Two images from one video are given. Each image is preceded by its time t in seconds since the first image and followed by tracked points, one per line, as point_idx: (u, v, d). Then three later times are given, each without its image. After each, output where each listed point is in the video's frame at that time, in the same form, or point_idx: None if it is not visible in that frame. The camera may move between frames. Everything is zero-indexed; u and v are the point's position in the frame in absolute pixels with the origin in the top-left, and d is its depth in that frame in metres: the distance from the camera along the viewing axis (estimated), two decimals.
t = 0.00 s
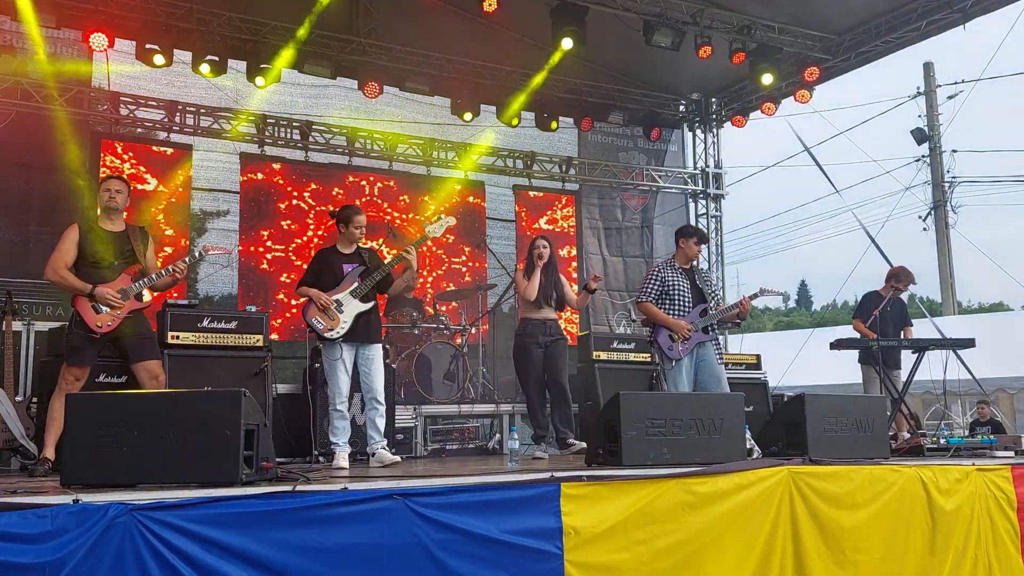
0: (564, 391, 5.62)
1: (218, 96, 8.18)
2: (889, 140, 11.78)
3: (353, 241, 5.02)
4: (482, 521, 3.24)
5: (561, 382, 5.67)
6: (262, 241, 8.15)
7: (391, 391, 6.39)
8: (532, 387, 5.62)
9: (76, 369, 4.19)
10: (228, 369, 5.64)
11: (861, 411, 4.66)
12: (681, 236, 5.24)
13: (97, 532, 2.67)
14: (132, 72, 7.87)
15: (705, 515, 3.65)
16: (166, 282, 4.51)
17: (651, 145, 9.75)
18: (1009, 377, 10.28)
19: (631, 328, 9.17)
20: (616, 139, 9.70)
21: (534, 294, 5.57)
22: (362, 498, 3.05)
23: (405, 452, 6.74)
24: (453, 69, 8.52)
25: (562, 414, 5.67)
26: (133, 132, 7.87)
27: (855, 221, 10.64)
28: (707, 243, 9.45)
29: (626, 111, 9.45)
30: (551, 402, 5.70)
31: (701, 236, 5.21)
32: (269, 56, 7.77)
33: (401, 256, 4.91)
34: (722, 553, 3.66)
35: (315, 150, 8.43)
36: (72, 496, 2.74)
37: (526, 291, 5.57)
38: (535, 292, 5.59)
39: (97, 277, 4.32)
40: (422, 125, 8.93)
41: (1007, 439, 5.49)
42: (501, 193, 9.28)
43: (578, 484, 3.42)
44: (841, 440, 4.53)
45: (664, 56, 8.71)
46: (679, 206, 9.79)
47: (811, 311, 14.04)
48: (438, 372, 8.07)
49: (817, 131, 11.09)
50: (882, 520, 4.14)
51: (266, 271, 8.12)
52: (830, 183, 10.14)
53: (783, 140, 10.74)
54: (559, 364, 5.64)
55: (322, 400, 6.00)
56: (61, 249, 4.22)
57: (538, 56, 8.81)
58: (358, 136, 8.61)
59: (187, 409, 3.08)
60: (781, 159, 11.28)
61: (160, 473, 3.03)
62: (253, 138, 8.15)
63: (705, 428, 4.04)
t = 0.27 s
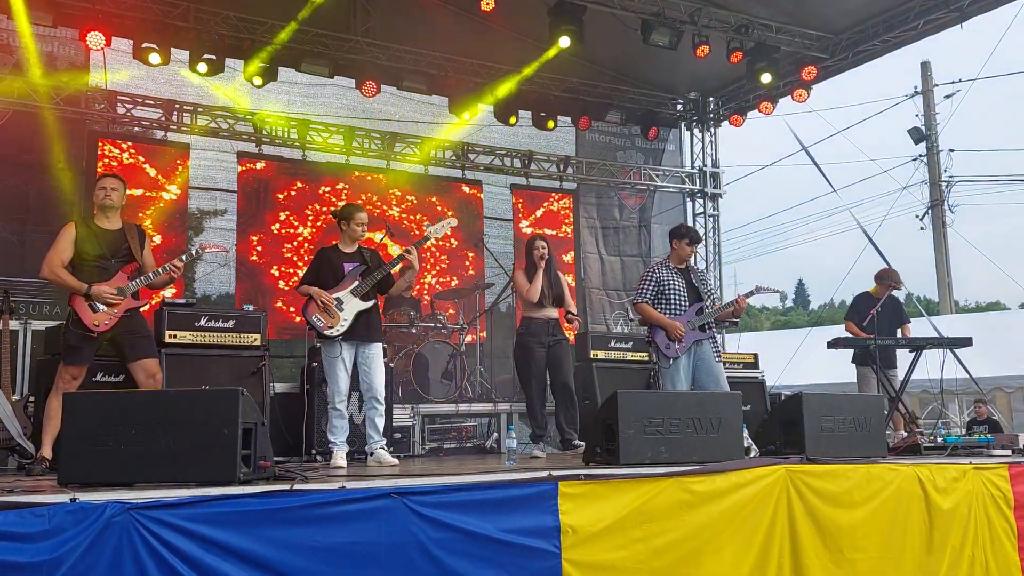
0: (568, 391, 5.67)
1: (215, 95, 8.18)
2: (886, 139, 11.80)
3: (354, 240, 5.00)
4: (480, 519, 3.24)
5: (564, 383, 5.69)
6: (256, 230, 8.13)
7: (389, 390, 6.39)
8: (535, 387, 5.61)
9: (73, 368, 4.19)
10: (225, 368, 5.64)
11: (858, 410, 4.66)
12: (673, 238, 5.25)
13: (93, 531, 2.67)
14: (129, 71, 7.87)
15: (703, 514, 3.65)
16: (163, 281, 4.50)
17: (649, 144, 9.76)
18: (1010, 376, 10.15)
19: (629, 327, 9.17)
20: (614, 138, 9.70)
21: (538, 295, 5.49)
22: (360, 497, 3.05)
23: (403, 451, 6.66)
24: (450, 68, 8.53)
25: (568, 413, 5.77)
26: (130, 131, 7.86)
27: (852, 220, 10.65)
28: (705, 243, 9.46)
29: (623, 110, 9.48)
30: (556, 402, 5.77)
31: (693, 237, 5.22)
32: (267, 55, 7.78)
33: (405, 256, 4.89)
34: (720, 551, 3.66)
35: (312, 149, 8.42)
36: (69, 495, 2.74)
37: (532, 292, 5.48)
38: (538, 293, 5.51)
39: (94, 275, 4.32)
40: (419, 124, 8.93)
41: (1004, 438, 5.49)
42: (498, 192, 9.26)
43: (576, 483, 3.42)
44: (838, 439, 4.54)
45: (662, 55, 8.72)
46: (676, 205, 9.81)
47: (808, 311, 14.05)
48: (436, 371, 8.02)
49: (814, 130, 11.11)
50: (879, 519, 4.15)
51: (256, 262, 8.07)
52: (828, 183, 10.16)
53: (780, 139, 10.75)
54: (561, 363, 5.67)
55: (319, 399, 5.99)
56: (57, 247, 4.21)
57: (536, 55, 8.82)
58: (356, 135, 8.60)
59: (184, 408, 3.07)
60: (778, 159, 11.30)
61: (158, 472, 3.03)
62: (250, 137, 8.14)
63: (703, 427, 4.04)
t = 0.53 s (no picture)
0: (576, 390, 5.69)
1: (214, 95, 8.17)
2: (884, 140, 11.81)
3: (354, 239, 4.99)
4: (479, 520, 3.24)
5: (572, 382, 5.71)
6: (253, 227, 8.14)
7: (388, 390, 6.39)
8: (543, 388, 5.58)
9: (71, 368, 4.18)
10: (224, 368, 5.63)
11: (857, 410, 4.66)
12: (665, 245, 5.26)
13: (92, 531, 2.67)
14: (128, 71, 7.86)
15: (702, 514, 3.65)
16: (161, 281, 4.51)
17: (647, 145, 9.76)
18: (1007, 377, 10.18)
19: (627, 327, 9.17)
20: (612, 138, 9.71)
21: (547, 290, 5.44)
22: (359, 496, 3.04)
23: (401, 451, 6.63)
24: (449, 68, 8.54)
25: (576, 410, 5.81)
26: (129, 131, 7.85)
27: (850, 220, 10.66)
28: (704, 243, 9.47)
29: (621, 111, 9.49)
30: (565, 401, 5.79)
31: (684, 242, 5.23)
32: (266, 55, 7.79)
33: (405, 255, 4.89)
34: (719, 551, 3.67)
35: (311, 149, 8.41)
36: (68, 495, 2.73)
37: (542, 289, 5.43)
38: (549, 289, 5.47)
39: (92, 276, 4.32)
40: (418, 124, 8.93)
41: (1002, 438, 5.50)
42: (498, 192, 9.24)
43: (576, 483, 3.42)
44: (837, 439, 4.54)
45: (661, 56, 8.73)
46: (675, 205, 9.82)
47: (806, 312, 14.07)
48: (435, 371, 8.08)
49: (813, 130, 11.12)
50: (878, 519, 4.16)
51: (252, 258, 8.08)
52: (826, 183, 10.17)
53: (778, 139, 10.76)
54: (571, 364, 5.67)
55: (318, 400, 5.98)
56: (56, 246, 4.21)
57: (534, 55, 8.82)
58: (354, 135, 8.58)
59: (183, 408, 3.07)
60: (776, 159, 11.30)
61: (157, 471, 3.02)
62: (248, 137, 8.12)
63: (701, 427, 4.05)
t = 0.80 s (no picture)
0: (594, 394, 5.57)
1: (214, 95, 8.16)
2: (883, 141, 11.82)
3: (352, 239, 5.00)
4: (479, 520, 3.24)
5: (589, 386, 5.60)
6: (252, 228, 8.17)
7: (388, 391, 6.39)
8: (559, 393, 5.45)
9: (71, 368, 4.18)
10: (224, 368, 5.63)
11: (856, 411, 4.66)
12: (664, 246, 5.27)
13: (92, 531, 2.67)
14: (127, 71, 7.86)
15: (702, 515, 3.65)
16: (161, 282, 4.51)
17: (647, 145, 9.76)
18: (1005, 377, 10.27)
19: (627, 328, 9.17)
20: (612, 138, 9.71)
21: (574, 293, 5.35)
22: (359, 497, 3.05)
23: (401, 451, 6.64)
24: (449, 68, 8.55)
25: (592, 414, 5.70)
26: (128, 131, 7.84)
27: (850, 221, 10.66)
28: (703, 244, 9.47)
29: (620, 111, 9.50)
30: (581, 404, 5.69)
31: (684, 244, 5.23)
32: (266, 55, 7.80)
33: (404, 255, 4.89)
34: (719, 552, 3.67)
35: (311, 149, 8.40)
36: (68, 495, 2.73)
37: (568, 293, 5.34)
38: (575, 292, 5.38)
39: (92, 276, 4.31)
40: (418, 124, 8.93)
41: (1001, 439, 5.50)
42: (497, 192, 9.24)
43: (576, 484, 3.43)
44: (836, 440, 4.54)
45: (660, 56, 8.73)
46: (674, 206, 9.83)
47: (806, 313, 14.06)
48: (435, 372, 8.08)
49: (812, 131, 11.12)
50: (877, 519, 4.16)
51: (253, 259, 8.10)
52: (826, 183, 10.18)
53: (778, 140, 10.77)
54: (590, 368, 5.54)
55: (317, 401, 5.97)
56: (57, 247, 4.21)
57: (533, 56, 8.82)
58: (354, 135, 8.57)
59: (183, 408, 3.07)
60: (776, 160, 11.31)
61: (157, 472, 3.02)
62: (248, 137, 8.11)
63: (702, 428, 4.05)
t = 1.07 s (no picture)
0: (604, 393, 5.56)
1: (214, 94, 8.16)
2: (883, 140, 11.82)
3: (350, 238, 4.99)
4: (479, 520, 3.24)
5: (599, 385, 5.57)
6: (253, 225, 8.14)
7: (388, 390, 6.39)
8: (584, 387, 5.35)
9: (71, 367, 4.18)
10: (224, 367, 5.63)
11: (856, 410, 4.67)
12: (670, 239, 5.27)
13: (92, 531, 2.67)
14: (127, 70, 7.86)
15: (702, 514, 3.66)
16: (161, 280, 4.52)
17: (647, 145, 9.77)
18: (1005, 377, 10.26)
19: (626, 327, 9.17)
20: (612, 138, 9.73)
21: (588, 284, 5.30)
22: (359, 496, 3.05)
23: (401, 451, 6.58)
24: (449, 67, 8.55)
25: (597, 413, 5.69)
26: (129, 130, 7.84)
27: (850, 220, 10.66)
28: (703, 243, 9.47)
29: (620, 111, 9.50)
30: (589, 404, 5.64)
31: (690, 238, 5.25)
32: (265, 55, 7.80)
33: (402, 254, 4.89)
34: (719, 551, 3.67)
35: (310, 148, 8.39)
36: (68, 495, 2.74)
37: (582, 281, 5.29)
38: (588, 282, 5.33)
39: (93, 276, 4.32)
40: (418, 123, 8.93)
41: (1001, 439, 5.50)
42: (496, 192, 9.26)
43: (575, 483, 3.43)
44: (836, 440, 4.54)
45: (660, 56, 8.74)
46: (674, 206, 9.84)
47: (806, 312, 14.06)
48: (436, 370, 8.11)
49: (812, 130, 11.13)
50: (877, 519, 4.16)
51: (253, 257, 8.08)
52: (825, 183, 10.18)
53: (778, 140, 10.78)
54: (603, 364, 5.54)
55: (318, 400, 5.97)
56: (57, 246, 4.20)
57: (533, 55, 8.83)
58: (353, 134, 8.56)
59: (183, 408, 3.07)
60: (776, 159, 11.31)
61: (157, 471, 3.03)
62: (247, 136, 8.10)
63: (702, 428, 4.06)
